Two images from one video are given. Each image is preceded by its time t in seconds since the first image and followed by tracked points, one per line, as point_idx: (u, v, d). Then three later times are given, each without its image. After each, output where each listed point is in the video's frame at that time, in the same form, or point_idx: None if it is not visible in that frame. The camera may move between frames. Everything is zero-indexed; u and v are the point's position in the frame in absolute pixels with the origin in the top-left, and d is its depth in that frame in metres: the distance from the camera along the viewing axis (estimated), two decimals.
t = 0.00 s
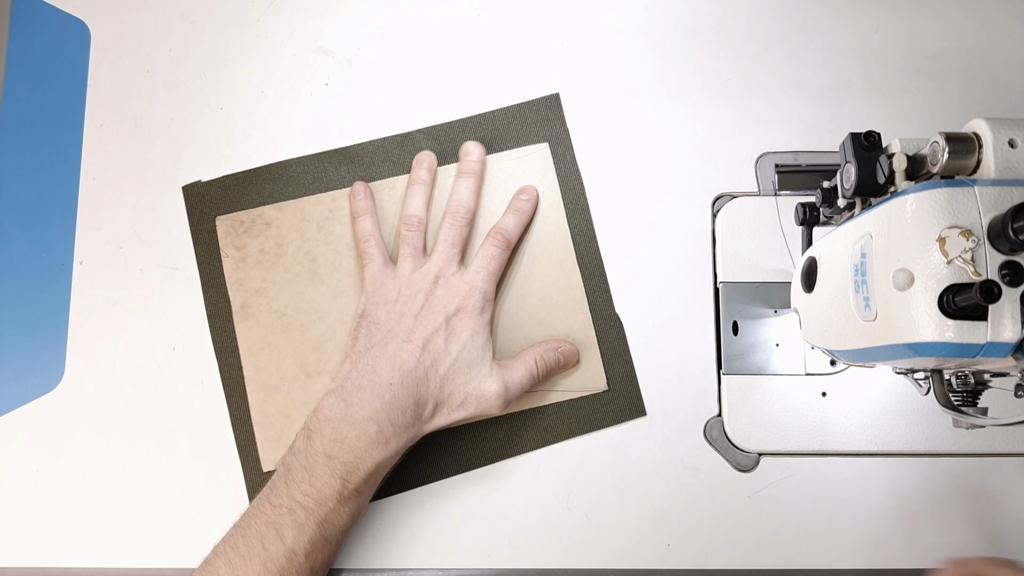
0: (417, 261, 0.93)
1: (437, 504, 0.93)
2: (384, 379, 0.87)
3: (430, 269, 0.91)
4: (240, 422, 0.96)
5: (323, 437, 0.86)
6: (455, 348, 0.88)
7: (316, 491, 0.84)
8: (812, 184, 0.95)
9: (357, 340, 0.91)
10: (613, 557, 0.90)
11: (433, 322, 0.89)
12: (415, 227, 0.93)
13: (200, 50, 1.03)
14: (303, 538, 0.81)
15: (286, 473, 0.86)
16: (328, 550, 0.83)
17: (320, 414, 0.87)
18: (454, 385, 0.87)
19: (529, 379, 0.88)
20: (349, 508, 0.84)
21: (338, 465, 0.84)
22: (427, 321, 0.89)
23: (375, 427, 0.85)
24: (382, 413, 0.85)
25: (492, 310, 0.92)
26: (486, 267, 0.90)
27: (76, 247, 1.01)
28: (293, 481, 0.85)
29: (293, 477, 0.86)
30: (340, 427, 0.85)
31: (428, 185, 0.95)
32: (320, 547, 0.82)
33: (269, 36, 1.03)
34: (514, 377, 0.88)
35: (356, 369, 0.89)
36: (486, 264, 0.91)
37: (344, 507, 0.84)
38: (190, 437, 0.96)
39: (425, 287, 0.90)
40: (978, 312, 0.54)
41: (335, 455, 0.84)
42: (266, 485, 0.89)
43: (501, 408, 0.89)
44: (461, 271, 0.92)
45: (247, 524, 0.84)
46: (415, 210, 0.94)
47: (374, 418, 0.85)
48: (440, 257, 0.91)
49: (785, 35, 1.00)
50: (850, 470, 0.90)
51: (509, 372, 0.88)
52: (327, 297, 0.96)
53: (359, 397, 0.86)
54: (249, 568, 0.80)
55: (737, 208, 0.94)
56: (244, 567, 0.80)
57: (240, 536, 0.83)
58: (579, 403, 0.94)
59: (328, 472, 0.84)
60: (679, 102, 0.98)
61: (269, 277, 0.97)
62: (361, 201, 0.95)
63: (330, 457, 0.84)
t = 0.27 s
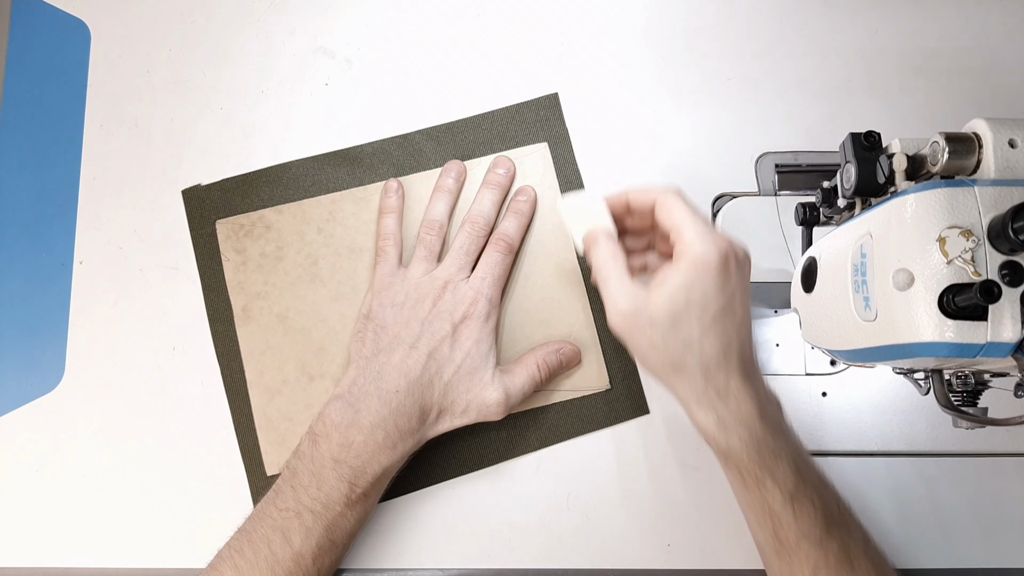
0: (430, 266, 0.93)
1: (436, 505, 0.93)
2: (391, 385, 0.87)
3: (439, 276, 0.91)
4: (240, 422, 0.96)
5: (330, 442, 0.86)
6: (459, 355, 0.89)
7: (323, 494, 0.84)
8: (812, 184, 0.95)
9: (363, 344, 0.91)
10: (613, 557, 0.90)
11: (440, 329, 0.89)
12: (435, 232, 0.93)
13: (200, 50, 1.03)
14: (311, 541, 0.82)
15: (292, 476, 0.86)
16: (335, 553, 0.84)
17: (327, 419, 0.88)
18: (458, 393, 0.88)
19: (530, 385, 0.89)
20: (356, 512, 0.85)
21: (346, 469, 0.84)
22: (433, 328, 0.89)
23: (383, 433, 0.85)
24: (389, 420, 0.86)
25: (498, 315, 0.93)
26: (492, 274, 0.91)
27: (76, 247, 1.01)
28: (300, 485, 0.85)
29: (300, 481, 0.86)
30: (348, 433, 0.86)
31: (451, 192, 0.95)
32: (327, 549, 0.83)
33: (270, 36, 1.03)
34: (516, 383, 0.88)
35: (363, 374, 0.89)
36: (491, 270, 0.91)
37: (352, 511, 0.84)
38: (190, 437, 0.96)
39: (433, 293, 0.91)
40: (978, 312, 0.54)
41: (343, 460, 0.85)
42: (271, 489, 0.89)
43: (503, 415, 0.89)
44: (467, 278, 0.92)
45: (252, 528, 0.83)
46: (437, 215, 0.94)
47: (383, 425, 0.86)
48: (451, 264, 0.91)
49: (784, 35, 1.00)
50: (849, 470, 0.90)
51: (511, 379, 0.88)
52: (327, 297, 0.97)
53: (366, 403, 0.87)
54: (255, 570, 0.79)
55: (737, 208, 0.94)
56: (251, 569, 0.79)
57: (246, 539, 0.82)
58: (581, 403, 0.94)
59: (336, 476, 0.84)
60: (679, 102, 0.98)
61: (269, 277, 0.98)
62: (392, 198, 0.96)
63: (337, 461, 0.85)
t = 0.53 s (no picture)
0: (431, 267, 0.93)
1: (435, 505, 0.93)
2: (394, 386, 0.87)
3: (440, 277, 0.91)
4: (240, 422, 0.96)
5: (333, 443, 0.86)
6: (461, 356, 0.89)
7: (325, 494, 0.84)
8: (812, 184, 0.95)
9: (366, 347, 0.91)
10: (613, 557, 0.90)
11: (443, 330, 0.89)
12: (434, 232, 0.93)
13: (200, 50, 1.03)
14: (311, 541, 0.81)
15: (294, 477, 0.86)
16: (336, 554, 0.83)
17: (330, 421, 0.88)
18: (461, 392, 0.88)
19: (534, 384, 0.89)
20: (357, 513, 0.85)
21: (347, 471, 0.84)
22: (436, 329, 0.89)
23: (385, 433, 0.85)
24: (391, 421, 0.85)
25: (500, 315, 0.93)
26: (495, 275, 0.91)
27: (76, 247, 1.01)
28: (302, 485, 0.85)
29: (301, 481, 0.86)
30: (350, 433, 0.86)
31: (450, 192, 0.95)
32: (328, 549, 0.82)
33: (269, 36, 1.03)
34: (520, 382, 0.88)
35: (365, 376, 0.89)
36: (494, 270, 0.91)
37: (353, 512, 0.84)
38: (190, 437, 0.96)
39: (435, 294, 0.91)
40: (978, 312, 0.54)
41: (345, 460, 0.85)
42: (274, 488, 0.89)
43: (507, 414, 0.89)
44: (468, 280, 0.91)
45: (254, 528, 0.83)
46: (434, 215, 0.94)
47: (385, 426, 0.85)
48: (453, 264, 0.91)
49: (784, 35, 1.00)
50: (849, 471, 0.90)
51: (514, 379, 0.88)
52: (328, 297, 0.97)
53: (369, 404, 0.87)
54: (256, 568, 0.80)
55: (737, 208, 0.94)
56: (252, 569, 0.80)
57: (248, 539, 0.82)
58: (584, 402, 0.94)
59: (338, 477, 0.84)
60: (679, 102, 0.98)
61: (269, 277, 0.98)
62: (390, 200, 0.96)
63: (339, 461, 0.85)
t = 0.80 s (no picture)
0: (430, 266, 0.93)
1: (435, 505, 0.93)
2: (393, 386, 0.87)
3: (440, 276, 0.91)
4: (240, 422, 0.96)
5: (332, 443, 0.86)
6: (462, 356, 0.88)
7: (324, 494, 0.83)
8: (813, 184, 0.95)
9: (366, 347, 0.91)
10: (613, 557, 0.90)
11: (443, 330, 0.89)
12: (434, 232, 0.93)
13: (200, 50, 1.03)
14: (310, 541, 0.81)
15: (294, 477, 0.86)
16: (336, 554, 0.83)
17: (330, 421, 0.87)
18: (461, 392, 0.88)
19: (534, 384, 0.89)
20: (357, 513, 0.84)
21: (347, 470, 0.84)
22: (436, 329, 0.89)
23: (385, 433, 0.85)
24: (391, 420, 0.85)
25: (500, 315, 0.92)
26: (495, 274, 0.90)
27: (76, 247, 1.01)
28: (301, 485, 0.85)
29: (300, 481, 0.85)
30: (350, 433, 0.85)
31: (450, 192, 0.95)
32: (327, 549, 0.82)
33: (270, 36, 1.03)
34: (520, 382, 0.88)
35: (365, 376, 0.89)
36: (494, 270, 0.90)
37: (353, 512, 0.84)
38: (190, 436, 0.96)
39: (435, 294, 0.90)
40: (978, 312, 0.54)
41: (345, 460, 0.84)
42: (273, 488, 0.89)
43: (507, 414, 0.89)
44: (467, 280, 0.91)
45: (254, 527, 0.83)
46: (434, 215, 0.94)
47: (385, 426, 0.85)
48: (453, 264, 0.91)
49: (784, 35, 1.00)
50: (849, 471, 0.90)
51: (515, 378, 0.88)
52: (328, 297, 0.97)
53: (369, 404, 0.86)
54: (254, 568, 0.80)
55: (737, 208, 0.94)
56: (251, 568, 0.80)
57: (247, 538, 0.82)
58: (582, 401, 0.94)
59: (337, 476, 0.84)
60: (679, 102, 0.98)
61: (269, 277, 0.98)
62: (389, 200, 0.96)
63: (339, 461, 0.85)
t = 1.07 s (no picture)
0: (430, 266, 0.93)
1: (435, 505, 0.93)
2: (394, 386, 0.87)
3: (439, 277, 0.91)
4: (240, 422, 0.96)
5: (333, 443, 0.86)
6: (462, 356, 0.88)
7: (324, 494, 0.84)
8: (813, 184, 0.95)
9: (366, 347, 0.91)
10: (613, 557, 0.90)
11: (443, 330, 0.89)
12: (434, 232, 0.93)
13: (200, 50, 1.03)
14: (311, 541, 0.82)
15: (294, 477, 0.86)
16: (336, 553, 0.84)
17: (331, 421, 0.87)
18: (461, 392, 0.88)
19: (535, 384, 0.89)
20: (357, 513, 0.85)
21: (347, 471, 0.84)
22: (436, 328, 0.89)
23: (385, 433, 0.85)
24: (391, 421, 0.85)
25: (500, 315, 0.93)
26: (495, 274, 0.90)
27: (76, 247, 1.01)
28: (301, 485, 0.85)
29: (300, 481, 0.86)
30: (351, 433, 0.86)
31: (450, 192, 0.95)
32: (328, 549, 0.83)
33: (270, 36, 1.03)
34: (520, 382, 0.88)
35: (366, 376, 0.89)
36: (495, 271, 0.90)
37: (353, 512, 0.84)
38: (190, 436, 0.96)
39: (435, 294, 0.90)
40: (978, 312, 0.54)
41: (345, 460, 0.85)
42: (273, 489, 0.89)
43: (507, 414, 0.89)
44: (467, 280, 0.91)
45: (254, 527, 0.83)
46: (434, 215, 0.94)
47: (386, 427, 0.85)
48: (453, 264, 0.91)
49: (785, 35, 1.00)
50: (849, 471, 0.90)
51: (515, 379, 0.88)
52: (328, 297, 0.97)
53: (369, 405, 0.86)
54: (255, 568, 0.80)
55: (737, 208, 0.94)
56: (252, 568, 0.80)
57: (248, 538, 0.83)
58: (583, 401, 0.94)
59: (338, 476, 0.84)
60: (679, 102, 0.98)
61: (269, 277, 0.98)
62: (389, 200, 0.96)
63: (339, 461, 0.85)
